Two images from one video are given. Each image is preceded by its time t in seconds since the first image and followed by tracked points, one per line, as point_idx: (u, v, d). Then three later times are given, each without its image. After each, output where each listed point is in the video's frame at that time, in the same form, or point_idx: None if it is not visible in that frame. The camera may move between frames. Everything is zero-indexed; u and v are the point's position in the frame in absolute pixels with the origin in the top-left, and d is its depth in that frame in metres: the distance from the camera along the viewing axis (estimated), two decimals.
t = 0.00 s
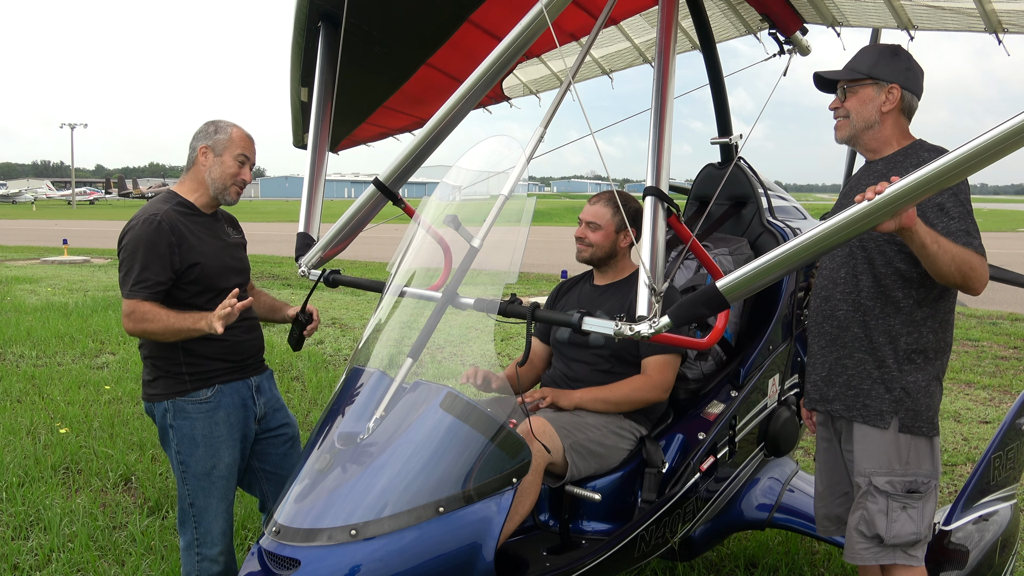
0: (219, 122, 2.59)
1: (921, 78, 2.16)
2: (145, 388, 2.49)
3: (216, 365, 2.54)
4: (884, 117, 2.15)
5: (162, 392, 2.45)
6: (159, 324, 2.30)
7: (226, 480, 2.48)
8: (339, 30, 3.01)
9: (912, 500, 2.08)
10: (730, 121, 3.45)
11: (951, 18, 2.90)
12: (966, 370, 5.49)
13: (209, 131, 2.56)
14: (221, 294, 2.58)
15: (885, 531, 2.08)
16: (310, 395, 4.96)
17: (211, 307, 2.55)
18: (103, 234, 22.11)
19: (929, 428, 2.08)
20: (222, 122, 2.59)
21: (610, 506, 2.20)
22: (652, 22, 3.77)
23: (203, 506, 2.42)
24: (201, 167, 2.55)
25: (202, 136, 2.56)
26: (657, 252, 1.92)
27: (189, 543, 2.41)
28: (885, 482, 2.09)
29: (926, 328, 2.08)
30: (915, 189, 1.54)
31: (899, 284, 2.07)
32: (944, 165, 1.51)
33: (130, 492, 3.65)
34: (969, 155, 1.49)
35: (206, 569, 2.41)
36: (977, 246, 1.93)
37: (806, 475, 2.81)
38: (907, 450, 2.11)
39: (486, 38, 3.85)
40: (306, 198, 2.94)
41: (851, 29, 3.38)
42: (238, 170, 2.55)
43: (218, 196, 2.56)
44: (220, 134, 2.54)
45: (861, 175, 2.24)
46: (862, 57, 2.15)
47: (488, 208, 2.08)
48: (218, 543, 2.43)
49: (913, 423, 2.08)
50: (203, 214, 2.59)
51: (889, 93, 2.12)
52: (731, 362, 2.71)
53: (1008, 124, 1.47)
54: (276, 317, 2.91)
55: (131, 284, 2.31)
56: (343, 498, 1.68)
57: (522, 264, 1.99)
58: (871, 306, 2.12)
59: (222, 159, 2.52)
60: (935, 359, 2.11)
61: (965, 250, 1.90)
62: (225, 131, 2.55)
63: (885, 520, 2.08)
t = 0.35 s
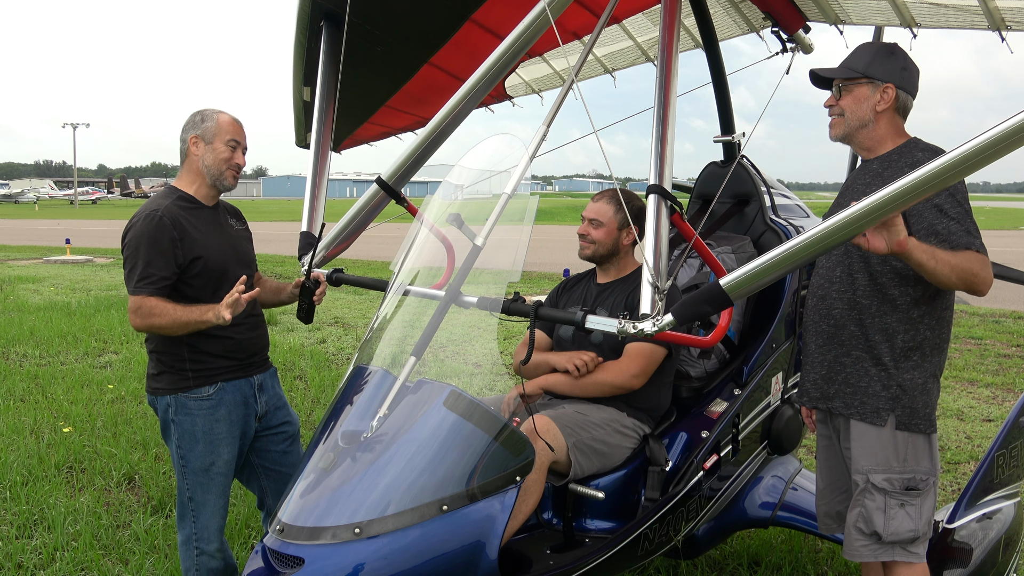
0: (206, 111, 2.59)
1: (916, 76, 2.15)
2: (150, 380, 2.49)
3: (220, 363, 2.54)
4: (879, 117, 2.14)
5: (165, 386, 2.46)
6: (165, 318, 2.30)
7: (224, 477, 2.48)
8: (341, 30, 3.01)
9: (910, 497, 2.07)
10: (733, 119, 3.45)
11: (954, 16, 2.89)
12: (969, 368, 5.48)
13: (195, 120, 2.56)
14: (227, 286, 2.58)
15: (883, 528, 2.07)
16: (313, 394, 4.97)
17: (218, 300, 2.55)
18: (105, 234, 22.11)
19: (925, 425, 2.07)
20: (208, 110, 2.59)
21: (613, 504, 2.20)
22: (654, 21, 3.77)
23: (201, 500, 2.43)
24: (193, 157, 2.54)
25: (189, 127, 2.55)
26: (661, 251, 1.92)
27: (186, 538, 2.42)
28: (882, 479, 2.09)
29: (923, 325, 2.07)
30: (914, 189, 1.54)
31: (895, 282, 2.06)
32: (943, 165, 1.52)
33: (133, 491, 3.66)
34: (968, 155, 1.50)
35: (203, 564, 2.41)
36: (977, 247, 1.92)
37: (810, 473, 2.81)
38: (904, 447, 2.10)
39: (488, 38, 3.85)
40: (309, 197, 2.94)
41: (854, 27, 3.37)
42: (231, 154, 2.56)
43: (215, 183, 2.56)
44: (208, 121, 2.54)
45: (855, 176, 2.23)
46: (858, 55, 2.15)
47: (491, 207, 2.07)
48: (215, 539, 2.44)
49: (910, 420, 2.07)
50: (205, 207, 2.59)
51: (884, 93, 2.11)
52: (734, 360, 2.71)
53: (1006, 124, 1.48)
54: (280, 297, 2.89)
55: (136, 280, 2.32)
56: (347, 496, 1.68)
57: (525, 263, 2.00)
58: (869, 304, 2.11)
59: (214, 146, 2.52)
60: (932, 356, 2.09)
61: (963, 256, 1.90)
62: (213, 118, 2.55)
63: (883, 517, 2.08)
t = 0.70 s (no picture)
0: (196, 110, 2.58)
1: (914, 74, 2.14)
2: (153, 378, 2.50)
3: (222, 363, 2.54)
4: (876, 114, 2.13)
5: (168, 386, 2.46)
6: (195, 312, 2.38)
7: (225, 477, 2.48)
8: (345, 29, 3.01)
9: (917, 495, 2.07)
10: (736, 118, 3.45)
11: (959, 13, 2.89)
12: (973, 366, 5.47)
13: (187, 119, 2.55)
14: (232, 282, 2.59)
15: (890, 526, 2.07)
16: (317, 394, 4.97)
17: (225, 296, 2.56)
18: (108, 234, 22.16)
19: (932, 423, 2.06)
20: (198, 108, 2.58)
21: (618, 503, 2.20)
22: (658, 20, 3.77)
23: (201, 499, 2.43)
24: (189, 155, 2.53)
25: (183, 127, 2.55)
26: (665, 250, 1.92)
27: (186, 537, 2.41)
28: (889, 477, 2.08)
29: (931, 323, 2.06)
30: (915, 187, 1.55)
31: (901, 281, 2.06)
32: (942, 164, 1.53)
33: (138, 490, 3.66)
34: (968, 154, 1.51)
35: (203, 562, 2.41)
36: (984, 247, 1.91)
37: (815, 472, 2.80)
38: (910, 445, 2.08)
39: (491, 37, 3.85)
40: (313, 197, 2.95)
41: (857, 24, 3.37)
42: (226, 148, 2.55)
43: (213, 180, 2.56)
44: (200, 119, 2.53)
45: (857, 173, 2.21)
46: (854, 53, 2.15)
47: (494, 207, 2.07)
48: (213, 538, 2.43)
49: (916, 417, 2.05)
50: (206, 205, 2.59)
51: (879, 91, 2.11)
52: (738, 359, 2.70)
53: (1007, 123, 1.48)
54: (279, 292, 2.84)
55: (148, 279, 2.32)
56: (353, 496, 1.68)
57: (529, 262, 1.98)
58: (874, 303, 2.11)
59: (208, 142, 2.51)
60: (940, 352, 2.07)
61: (961, 292, 1.91)
62: (204, 115, 2.54)
63: (890, 515, 2.07)
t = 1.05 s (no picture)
0: (206, 110, 2.57)
1: (921, 68, 2.13)
2: (156, 379, 2.50)
3: (225, 362, 2.54)
4: (883, 110, 2.13)
5: (171, 386, 2.46)
6: (194, 309, 2.39)
7: (229, 477, 2.48)
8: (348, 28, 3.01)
9: (923, 492, 2.07)
10: (739, 115, 3.44)
11: (962, 9, 2.88)
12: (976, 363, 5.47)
13: (198, 119, 2.54)
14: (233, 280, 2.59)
15: (896, 524, 2.06)
16: (319, 393, 4.98)
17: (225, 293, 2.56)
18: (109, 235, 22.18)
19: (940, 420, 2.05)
20: (207, 108, 2.57)
21: (625, 500, 2.20)
22: (660, 18, 3.76)
23: (206, 499, 2.44)
24: (197, 158, 2.53)
25: (191, 126, 2.53)
26: (669, 246, 1.91)
27: (191, 537, 2.42)
28: (895, 474, 2.08)
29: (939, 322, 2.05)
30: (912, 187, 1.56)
31: (908, 279, 2.05)
32: (939, 164, 1.54)
33: (142, 491, 3.67)
34: (966, 153, 1.52)
35: (209, 562, 2.42)
36: (970, 260, 1.90)
37: (819, 468, 2.80)
38: (917, 441, 2.07)
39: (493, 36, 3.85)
40: (316, 196, 2.95)
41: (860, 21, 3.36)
42: (234, 156, 2.56)
43: (219, 184, 2.57)
44: (212, 121, 2.53)
45: (866, 169, 2.20)
46: (860, 50, 2.15)
47: (498, 205, 2.07)
48: (218, 538, 2.44)
49: (925, 415, 2.05)
50: (208, 204, 2.58)
51: (886, 87, 2.10)
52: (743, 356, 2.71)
53: (1007, 121, 1.50)
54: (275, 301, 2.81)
55: (148, 276, 2.32)
56: (358, 494, 1.69)
57: (534, 261, 1.98)
58: (881, 301, 2.11)
59: (218, 148, 2.52)
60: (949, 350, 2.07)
61: (961, 321, 1.90)
62: (215, 118, 2.54)
63: (896, 512, 2.07)
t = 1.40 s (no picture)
0: (207, 109, 2.56)
1: (935, 62, 2.12)
2: (158, 378, 2.50)
3: (227, 362, 2.54)
4: (896, 105, 2.12)
5: (173, 385, 2.46)
6: (200, 308, 2.39)
7: (232, 476, 2.49)
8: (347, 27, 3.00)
9: (928, 490, 2.06)
10: (741, 112, 3.44)
11: (963, 5, 2.87)
12: (977, 359, 5.46)
13: (201, 120, 2.53)
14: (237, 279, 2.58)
15: (901, 521, 2.06)
16: (321, 392, 4.98)
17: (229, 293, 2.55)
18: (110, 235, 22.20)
19: (944, 417, 2.05)
20: (208, 109, 2.57)
21: (628, 498, 2.20)
22: (661, 15, 3.76)
23: (209, 497, 2.44)
24: (201, 158, 2.53)
25: (194, 127, 2.52)
26: (673, 243, 1.92)
27: (194, 537, 2.42)
28: (900, 472, 2.07)
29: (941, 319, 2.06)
30: (916, 185, 1.56)
31: (911, 277, 2.06)
32: (937, 164, 1.54)
33: (145, 490, 3.67)
34: (964, 152, 1.53)
35: (212, 561, 2.42)
36: (961, 261, 1.88)
37: (822, 466, 2.80)
38: (922, 438, 2.07)
39: (493, 34, 3.84)
40: (317, 195, 2.95)
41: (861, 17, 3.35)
42: (238, 155, 2.57)
43: (225, 183, 2.58)
44: (215, 122, 2.52)
45: (874, 164, 2.21)
46: (874, 44, 2.15)
47: (501, 203, 2.07)
48: (221, 537, 2.44)
49: (929, 412, 2.05)
50: (212, 204, 2.58)
51: (899, 80, 2.09)
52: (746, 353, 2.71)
53: (1008, 118, 1.50)
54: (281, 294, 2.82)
55: (153, 275, 2.32)
56: (362, 494, 1.69)
57: (537, 259, 1.98)
58: (884, 299, 2.11)
59: (222, 147, 2.52)
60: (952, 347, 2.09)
61: (931, 321, 1.91)
62: (218, 118, 2.53)
63: (901, 510, 2.07)
